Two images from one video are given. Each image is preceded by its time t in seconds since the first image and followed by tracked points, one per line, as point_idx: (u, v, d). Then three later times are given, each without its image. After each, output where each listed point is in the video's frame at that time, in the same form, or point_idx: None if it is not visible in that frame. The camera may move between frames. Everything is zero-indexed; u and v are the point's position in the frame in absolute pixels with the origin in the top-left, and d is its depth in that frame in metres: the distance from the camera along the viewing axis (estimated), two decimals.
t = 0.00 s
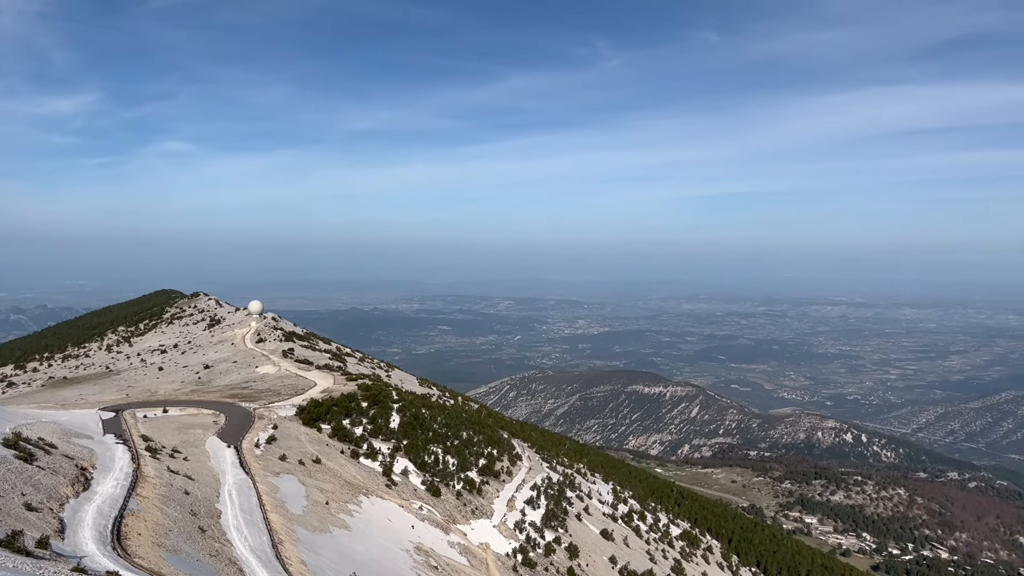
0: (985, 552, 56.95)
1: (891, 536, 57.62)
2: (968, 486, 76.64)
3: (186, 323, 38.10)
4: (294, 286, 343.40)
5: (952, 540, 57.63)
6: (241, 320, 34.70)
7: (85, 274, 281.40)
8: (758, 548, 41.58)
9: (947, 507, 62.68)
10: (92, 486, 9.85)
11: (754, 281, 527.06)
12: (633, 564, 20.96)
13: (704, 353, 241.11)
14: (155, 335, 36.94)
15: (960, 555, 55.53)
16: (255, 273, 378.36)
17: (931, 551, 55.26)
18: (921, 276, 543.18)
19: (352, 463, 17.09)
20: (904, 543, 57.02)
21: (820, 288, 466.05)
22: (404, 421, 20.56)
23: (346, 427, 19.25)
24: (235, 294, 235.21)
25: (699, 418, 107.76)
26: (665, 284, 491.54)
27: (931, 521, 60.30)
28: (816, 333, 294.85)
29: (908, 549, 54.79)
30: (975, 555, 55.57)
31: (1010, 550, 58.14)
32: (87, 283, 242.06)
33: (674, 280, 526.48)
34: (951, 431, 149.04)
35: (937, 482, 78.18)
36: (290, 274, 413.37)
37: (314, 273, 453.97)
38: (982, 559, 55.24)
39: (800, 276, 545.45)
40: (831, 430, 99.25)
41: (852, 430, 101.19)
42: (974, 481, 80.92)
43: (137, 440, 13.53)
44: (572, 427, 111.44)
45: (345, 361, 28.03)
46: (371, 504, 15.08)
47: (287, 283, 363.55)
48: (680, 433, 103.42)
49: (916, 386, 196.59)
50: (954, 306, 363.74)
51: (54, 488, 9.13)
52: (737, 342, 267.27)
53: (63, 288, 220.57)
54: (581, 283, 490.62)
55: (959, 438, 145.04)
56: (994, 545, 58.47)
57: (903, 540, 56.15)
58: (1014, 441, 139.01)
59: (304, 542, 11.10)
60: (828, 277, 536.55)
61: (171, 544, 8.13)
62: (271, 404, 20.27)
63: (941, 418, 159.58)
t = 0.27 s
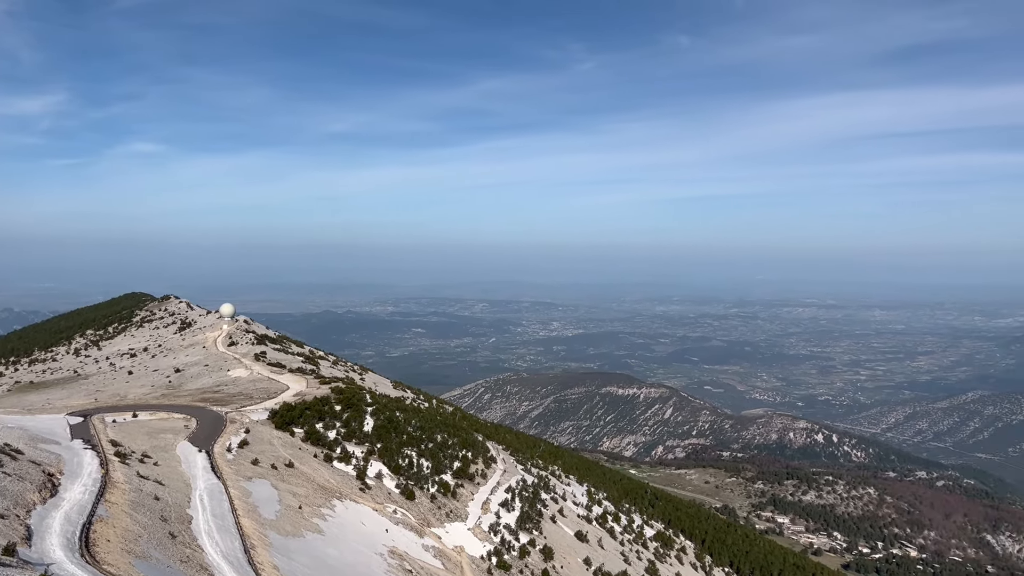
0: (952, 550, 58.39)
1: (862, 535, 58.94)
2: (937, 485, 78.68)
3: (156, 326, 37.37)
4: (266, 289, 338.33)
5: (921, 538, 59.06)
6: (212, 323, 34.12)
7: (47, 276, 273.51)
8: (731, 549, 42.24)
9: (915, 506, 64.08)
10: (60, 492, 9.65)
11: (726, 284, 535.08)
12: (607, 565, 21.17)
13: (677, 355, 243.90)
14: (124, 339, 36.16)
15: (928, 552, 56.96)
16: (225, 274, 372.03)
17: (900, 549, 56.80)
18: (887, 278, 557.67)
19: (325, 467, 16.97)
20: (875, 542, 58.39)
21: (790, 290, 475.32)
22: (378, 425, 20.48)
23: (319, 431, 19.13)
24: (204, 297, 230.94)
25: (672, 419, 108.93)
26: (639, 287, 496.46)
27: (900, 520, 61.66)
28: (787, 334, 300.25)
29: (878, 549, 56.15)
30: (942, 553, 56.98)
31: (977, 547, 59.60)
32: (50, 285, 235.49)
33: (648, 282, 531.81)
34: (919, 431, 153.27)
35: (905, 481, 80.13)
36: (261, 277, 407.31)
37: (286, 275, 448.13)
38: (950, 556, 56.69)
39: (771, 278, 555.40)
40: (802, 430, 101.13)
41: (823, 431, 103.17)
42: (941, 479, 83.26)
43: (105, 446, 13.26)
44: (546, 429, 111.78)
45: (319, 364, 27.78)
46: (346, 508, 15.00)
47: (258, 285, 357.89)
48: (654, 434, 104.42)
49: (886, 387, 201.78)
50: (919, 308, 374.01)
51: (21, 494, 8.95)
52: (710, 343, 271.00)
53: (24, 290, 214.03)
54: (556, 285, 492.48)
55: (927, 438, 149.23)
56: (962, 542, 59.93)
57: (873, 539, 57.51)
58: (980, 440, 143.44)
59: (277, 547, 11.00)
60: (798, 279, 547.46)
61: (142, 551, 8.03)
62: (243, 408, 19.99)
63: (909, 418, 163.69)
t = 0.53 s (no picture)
0: (921, 548, 59.83)
1: (833, 534, 60.28)
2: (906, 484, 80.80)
3: (126, 329, 36.56)
4: (237, 291, 333.25)
5: (890, 536, 60.55)
6: (184, 326, 33.48)
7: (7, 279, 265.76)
8: (705, 550, 42.87)
9: (886, 505, 65.40)
10: (28, 497, 9.47)
11: (700, 285, 542.45)
12: (582, 566, 21.33)
13: (651, 357, 246.47)
14: (93, 342, 35.31)
15: (898, 550, 58.36)
16: (195, 276, 365.81)
17: (870, 548, 58.31)
18: (855, 279, 571.18)
19: (299, 471, 16.84)
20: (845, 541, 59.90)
21: (761, 292, 483.59)
22: (353, 428, 20.37)
23: (293, 435, 18.94)
24: (174, 300, 226.76)
25: (647, 420, 109.98)
26: (614, 289, 500.46)
27: (871, 519, 63.14)
28: (760, 336, 305.42)
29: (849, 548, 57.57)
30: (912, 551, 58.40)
31: (946, 545, 61.06)
32: (13, 288, 229.23)
33: (623, 284, 536.15)
34: (889, 431, 157.08)
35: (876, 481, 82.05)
36: (232, 279, 401.16)
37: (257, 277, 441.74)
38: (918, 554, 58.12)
39: (743, 280, 564.31)
40: (775, 431, 102.89)
41: (796, 431, 105.04)
42: (911, 478, 85.39)
43: (73, 451, 12.99)
44: (521, 431, 112.05)
45: (292, 367, 27.47)
46: (320, 512, 14.93)
47: (230, 288, 352.38)
48: (629, 436, 105.30)
49: (857, 387, 206.59)
50: (887, 309, 383.56)
51: None
52: (684, 345, 274.27)
53: None
54: (531, 287, 493.48)
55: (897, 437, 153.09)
56: (931, 540, 61.41)
57: (844, 538, 58.87)
58: (947, 439, 147.52)
59: (250, 552, 10.92)
60: (770, 281, 557.60)
61: (111, 557, 7.90)
62: (215, 412, 19.70)
63: (879, 417, 167.87)
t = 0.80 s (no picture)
0: (892, 545, 61.38)
1: (805, 533, 61.63)
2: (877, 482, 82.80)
3: (96, 332, 35.76)
4: (208, 292, 327.77)
5: (862, 534, 62.04)
6: (155, 328, 32.85)
7: None
8: (680, 549, 43.42)
9: (857, 503, 67.01)
10: None
11: (674, 287, 548.59)
12: (556, 567, 21.47)
13: (626, 357, 248.66)
14: (61, 345, 34.50)
15: (869, 548, 59.82)
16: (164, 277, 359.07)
17: (842, 546, 59.73)
18: (824, 280, 583.29)
19: (272, 474, 16.68)
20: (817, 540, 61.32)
21: (734, 293, 490.89)
22: (327, 430, 20.24)
23: (266, 438, 18.77)
24: (143, 302, 222.22)
25: (621, 421, 110.91)
26: (589, 290, 503.33)
27: (843, 517, 64.68)
28: (733, 336, 310.19)
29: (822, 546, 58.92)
30: (883, 548, 59.88)
31: (916, 542, 62.67)
32: None
33: (598, 286, 539.78)
34: (861, 430, 160.74)
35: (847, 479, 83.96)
36: (202, 281, 394.54)
37: (228, 279, 434.67)
38: (889, 552, 59.61)
39: (717, 281, 572.22)
40: (748, 431, 104.59)
41: (769, 431, 106.84)
42: (881, 477, 87.50)
43: (40, 456, 12.73)
44: (497, 433, 112.20)
45: (265, 370, 27.19)
46: (295, 516, 14.83)
47: (200, 289, 346.45)
48: (604, 437, 106.13)
49: (829, 387, 211.12)
50: (856, 310, 392.34)
51: None
52: (658, 345, 277.21)
53: None
54: (506, 288, 493.98)
55: (868, 437, 156.62)
56: (902, 538, 62.99)
57: (816, 536, 60.23)
58: (916, 438, 151.44)
59: (223, 557, 10.81)
60: (743, 283, 566.23)
61: (80, 564, 7.76)
62: (187, 415, 19.40)
63: (851, 417, 172.10)
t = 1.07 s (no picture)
0: (864, 543, 62.79)
1: (779, 532, 62.85)
2: (849, 481, 84.70)
3: (65, 335, 34.91)
4: (177, 294, 321.49)
5: (834, 532, 63.48)
6: (126, 331, 32.17)
7: None
8: (655, 549, 43.91)
9: (830, 502, 68.68)
10: None
11: (648, 288, 553.60)
12: (532, 568, 21.58)
13: (601, 358, 250.31)
14: (28, 349, 33.54)
15: (841, 546, 61.18)
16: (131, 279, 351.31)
17: (815, 544, 61.03)
18: (796, 281, 594.36)
19: (246, 477, 16.50)
20: (791, 538, 62.56)
21: (707, 294, 497.55)
22: (301, 434, 20.07)
23: (240, 441, 18.53)
24: (110, 304, 217.22)
25: (597, 422, 111.57)
26: (565, 292, 505.60)
27: (816, 516, 66.17)
28: (707, 337, 314.46)
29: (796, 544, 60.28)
30: (856, 546, 61.27)
31: (888, 539, 64.18)
32: None
33: (574, 287, 542.24)
34: (834, 430, 164.32)
35: (820, 478, 85.76)
36: (171, 283, 386.95)
37: (199, 281, 427.15)
38: (861, 549, 61.03)
39: (691, 283, 579.32)
40: (722, 431, 106.14)
41: (743, 431, 108.43)
42: (853, 476, 89.62)
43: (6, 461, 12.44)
44: (473, 435, 112.11)
45: (239, 372, 26.85)
46: (268, 520, 14.70)
47: (169, 291, 339.59)
48: (579, 438, 106.74)
49: (802, 387, 215.30)
50: (826, 310, 400.49)
51: None
52: (633, 346, 279.69)
53: None
54: (482, 290, 493.92)
55: (841, 436, 160.40)
56: (874, 536, 64.49)
57: (790, 535, 61.45)
58: (887, 437, 155.17)
59: (196, 563, 10.69)
60: (717, 283, 574.25)
61: (49, 570, 7.67)
62: (158, 419, 19.08)
63: (823, 416, 175.91)
